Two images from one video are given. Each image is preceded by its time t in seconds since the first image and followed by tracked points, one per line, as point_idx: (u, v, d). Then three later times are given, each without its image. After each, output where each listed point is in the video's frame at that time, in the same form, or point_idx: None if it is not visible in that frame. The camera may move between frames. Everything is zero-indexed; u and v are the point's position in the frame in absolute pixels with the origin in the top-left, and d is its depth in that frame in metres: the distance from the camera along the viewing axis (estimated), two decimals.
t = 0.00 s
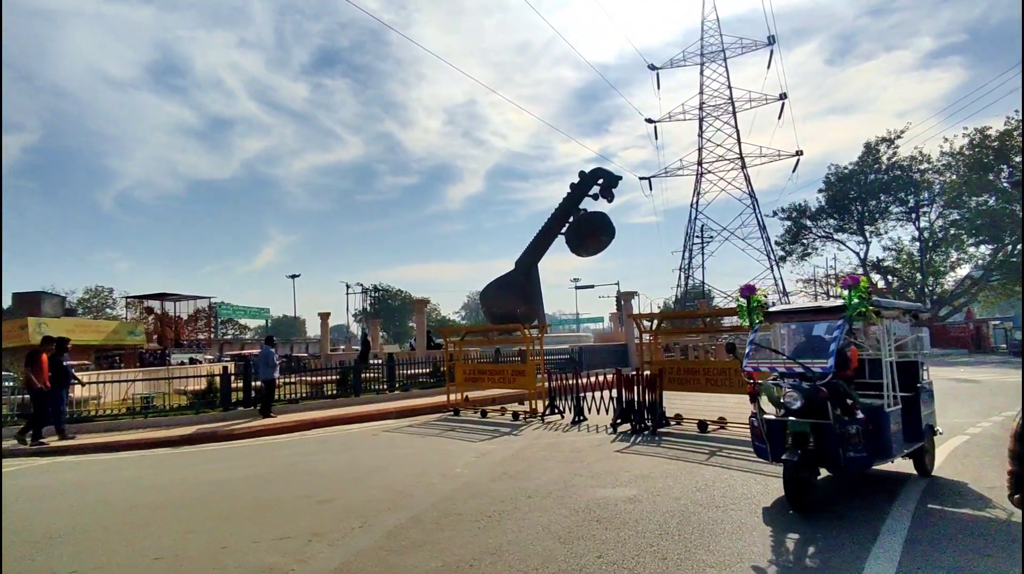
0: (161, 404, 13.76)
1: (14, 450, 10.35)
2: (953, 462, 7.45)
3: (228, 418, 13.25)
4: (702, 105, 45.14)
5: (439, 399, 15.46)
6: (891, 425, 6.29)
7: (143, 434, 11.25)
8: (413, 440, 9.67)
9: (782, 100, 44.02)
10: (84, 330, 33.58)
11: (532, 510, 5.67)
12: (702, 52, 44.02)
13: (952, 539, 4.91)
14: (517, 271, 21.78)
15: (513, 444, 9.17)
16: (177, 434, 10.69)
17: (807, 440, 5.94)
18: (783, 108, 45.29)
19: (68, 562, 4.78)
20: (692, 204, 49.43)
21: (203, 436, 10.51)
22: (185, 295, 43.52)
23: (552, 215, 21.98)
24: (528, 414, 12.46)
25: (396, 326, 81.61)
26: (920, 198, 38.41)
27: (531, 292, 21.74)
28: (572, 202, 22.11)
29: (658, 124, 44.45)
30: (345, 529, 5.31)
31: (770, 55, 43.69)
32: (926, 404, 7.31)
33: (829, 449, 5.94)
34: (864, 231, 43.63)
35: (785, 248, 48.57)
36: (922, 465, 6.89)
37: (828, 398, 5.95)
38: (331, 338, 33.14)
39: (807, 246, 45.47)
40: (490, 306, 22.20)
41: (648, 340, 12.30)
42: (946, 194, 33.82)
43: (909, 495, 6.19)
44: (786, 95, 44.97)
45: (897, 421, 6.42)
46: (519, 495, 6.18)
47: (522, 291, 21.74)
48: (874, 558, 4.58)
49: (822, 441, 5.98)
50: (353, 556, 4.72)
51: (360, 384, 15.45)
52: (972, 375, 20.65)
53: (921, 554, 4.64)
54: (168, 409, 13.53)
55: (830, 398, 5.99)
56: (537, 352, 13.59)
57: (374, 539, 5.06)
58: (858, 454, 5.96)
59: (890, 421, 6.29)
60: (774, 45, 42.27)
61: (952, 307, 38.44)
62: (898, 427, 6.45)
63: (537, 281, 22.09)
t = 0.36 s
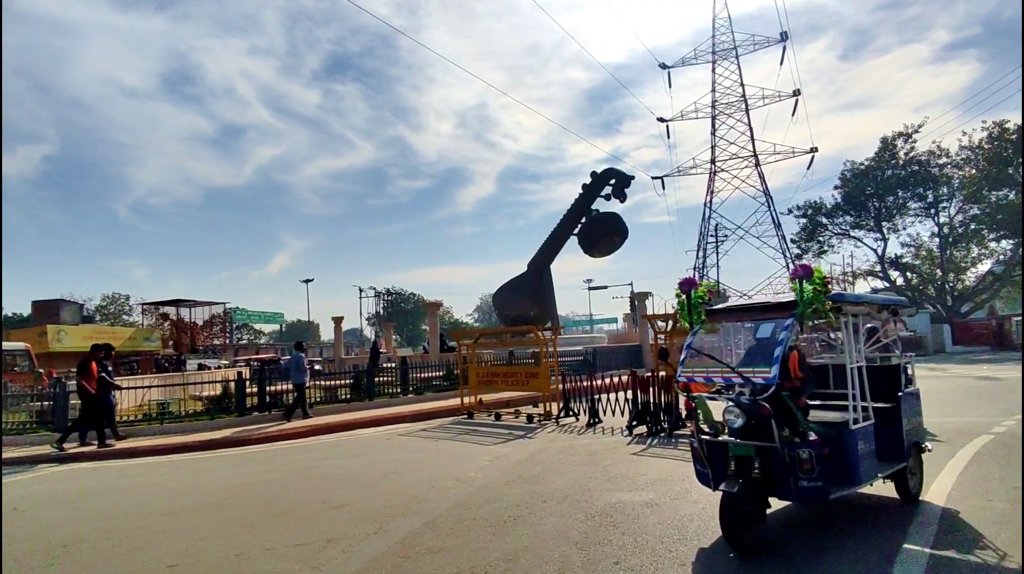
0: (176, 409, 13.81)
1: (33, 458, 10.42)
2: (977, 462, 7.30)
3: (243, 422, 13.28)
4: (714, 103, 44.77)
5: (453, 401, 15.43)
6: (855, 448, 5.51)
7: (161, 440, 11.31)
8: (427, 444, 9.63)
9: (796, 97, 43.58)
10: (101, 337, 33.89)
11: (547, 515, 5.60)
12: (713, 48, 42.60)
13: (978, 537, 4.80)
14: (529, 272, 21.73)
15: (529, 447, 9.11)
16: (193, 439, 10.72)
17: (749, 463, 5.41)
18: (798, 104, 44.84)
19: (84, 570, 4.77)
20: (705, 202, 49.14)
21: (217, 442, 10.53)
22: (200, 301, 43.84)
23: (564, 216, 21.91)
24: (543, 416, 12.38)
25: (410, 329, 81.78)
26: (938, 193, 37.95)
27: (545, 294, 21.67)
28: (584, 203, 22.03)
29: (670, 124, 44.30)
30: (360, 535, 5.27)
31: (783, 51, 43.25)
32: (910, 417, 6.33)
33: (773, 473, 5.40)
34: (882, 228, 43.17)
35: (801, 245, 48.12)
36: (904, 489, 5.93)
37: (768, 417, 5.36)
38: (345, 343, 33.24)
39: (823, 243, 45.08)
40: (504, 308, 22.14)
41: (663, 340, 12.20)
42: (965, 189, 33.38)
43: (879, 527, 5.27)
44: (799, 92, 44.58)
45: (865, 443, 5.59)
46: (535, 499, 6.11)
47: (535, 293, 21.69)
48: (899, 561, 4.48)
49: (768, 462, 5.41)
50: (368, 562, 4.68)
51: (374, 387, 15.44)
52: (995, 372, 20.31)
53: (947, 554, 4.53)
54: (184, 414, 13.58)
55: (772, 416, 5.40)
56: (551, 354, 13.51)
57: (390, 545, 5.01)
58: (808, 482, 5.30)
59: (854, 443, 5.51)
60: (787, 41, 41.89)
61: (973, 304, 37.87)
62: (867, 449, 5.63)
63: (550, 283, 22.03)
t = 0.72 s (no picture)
0: (184, 411, 13.89)
1: (43, 459, 10.50)
2: (986, 461, 7.24)
3: (251, 424, 13.34)
4: (719, 103, 44.61)
5: (459, 403, 15.45)
6: (780, 477, 4.57)
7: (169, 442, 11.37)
8: (435, 444, 9.64)
9: (802, 96, 43.44)
10: (109, 339, 34.09)
11: (555, 515, 5.59)
12: (720, 49, 41.65)
13: (988, 534, 4.75)
14: (534, 273, 21.74)
15: (535, 448, 9.12)
16: (201, 441, 10.76)
17: (646, 499, 4.45)
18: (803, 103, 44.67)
19: (93, 570, 4.80)
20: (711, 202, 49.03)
21: (226, 443, 10.57)
22: (207, 304, 44.06)
23: (569, 216, 21.90)
24: (549, 417, 12.39)
25: (416, 330, 81.92)
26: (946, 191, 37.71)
27: (550, 294, 21.69)
28: (589, 203, 22.01)
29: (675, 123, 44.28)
30: (367, 536, 5.27)
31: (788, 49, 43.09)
32: (868, 435, 5.43)
33: (675, 511, 4.44)
34: (889, 227, 42.95)
35: (808, 244, 47.95)
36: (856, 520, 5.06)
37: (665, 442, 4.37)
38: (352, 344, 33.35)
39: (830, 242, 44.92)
40: (510, 308, 22.15)
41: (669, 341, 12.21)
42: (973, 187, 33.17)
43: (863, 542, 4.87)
44: (805, 90, 44.39)
45: (797, 469, 4.67)
46: (543, 500, 6.10)
47: (540, 294, 21.73)
48: (908, 558, 4.43)
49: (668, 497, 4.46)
50: (375, 562, 4.67)
51: (381, 389, 15.48)
52: (1005, 371, 20.19)
53: (956, 550, 4.49)
54: (192, 416, 13.66)
55: (668, 441, 4.42)
56: (558, 354, 13.52)
57: (397, 546, 5.01)
58: (716, 523, 4.33)
59: (780, 472, 4.58)
60: (792, 39, 41.79)
61: (982, 303, 37.60)
62: (800, 476, 4.71)
63: (555, 283, 22.05)
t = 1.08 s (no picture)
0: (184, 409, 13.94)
1: (43, 456, 10.55)
2: (979, 460, 7.33)
3: (250, 422, 13.41)
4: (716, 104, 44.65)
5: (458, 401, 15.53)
6: (641, 519, 3.90)
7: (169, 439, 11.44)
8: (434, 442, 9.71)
9: (799, 97, 43.49)
10: (108, 337, 34.11)
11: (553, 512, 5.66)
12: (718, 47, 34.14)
13: (977, 531, 4.84)
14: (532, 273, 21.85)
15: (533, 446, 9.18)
16: (201, 438, 10.82)
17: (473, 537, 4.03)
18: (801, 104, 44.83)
19: (96, 565, 4.85)
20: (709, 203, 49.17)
21: (226, 440, 10.62)
22: (206, 302, 44.08)
23: (567, 217, 21.99)
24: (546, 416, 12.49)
25: (414, 329, 81.98)
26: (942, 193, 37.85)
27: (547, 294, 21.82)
28: (587, 203, 22.09)
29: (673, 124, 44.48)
30: (367, 531, 5.33)
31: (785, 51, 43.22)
32: (784, 454, 4.75)
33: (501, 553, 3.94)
34: (885, 228, 43.12)
35: (805, 245, 48.11)
36: (767, 559, 4.46)
37: (470, 479, 3.80)
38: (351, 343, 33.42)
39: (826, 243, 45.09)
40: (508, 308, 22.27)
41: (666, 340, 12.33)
42: (969, 189, 33.32)
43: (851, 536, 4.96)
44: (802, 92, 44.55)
45: (667, 508, 4.02)
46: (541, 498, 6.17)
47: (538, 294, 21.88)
48: (898, 552, 4.51)
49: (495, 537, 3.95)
50: (376, 558, 4.74)
51: (380, 387, 15.56)
52: (999, 371, 20.37)
53: (946, 547, 4.56)
54: (192, 414, 13.72)
55: (480, 479, 3.77)
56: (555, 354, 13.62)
57: (397, 541, 5.07)
58: None
59: (641, 510, 3.91)
60: (789, 41, 42.00)
61: (977, 304, 37.76)
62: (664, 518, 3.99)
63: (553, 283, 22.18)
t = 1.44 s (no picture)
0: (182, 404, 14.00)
1: (44, 450, 10.61)
2: (968, 459, 7.43)
3: (249, 417, 13.48)
4: (713, 103, 44.75)
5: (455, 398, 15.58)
6: (447, 570, 3.15)
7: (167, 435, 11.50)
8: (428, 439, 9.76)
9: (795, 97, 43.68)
10: (104, 332, 34.08)
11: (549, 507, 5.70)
12: (713, 48, 35.98)
13: (965, 530, 4.90)
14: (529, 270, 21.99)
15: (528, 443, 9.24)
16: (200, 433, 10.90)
17: None
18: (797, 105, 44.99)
19: (102, 557, 4.93)
20: (705, 202, 49.37)
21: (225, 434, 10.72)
22: (202, 297, 44.07)
23: (564, 215, 22.07)
24: (543, 413, 12.57)
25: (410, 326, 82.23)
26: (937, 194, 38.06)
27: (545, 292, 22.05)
28: (584, 202, 22.17)
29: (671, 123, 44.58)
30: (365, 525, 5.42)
31: (783, 50, 43.35)
32: (676, 481, 4.40)
33: None
34: (880, 228, 43.33)
35: (800, 245, 48.33)
36: None
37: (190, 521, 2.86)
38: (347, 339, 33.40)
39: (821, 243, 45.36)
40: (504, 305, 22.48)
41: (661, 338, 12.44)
42: (963, 190, 33.53)
43: (847, 529, 5.03)
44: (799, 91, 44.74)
45: (485, 555, 3.27)
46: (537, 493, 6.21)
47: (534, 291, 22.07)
48: (885, 547, 4.60)
49: None
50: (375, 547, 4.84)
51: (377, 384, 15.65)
52: (990, 371, 20.58)
53: (933, 543, 4.65)
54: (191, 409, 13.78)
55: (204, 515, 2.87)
56: (552, 352, 13.71)
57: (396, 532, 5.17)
58: None
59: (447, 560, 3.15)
60: (786, 41, 42.17)
61: (971, 305, 38.01)
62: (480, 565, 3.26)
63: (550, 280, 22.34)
